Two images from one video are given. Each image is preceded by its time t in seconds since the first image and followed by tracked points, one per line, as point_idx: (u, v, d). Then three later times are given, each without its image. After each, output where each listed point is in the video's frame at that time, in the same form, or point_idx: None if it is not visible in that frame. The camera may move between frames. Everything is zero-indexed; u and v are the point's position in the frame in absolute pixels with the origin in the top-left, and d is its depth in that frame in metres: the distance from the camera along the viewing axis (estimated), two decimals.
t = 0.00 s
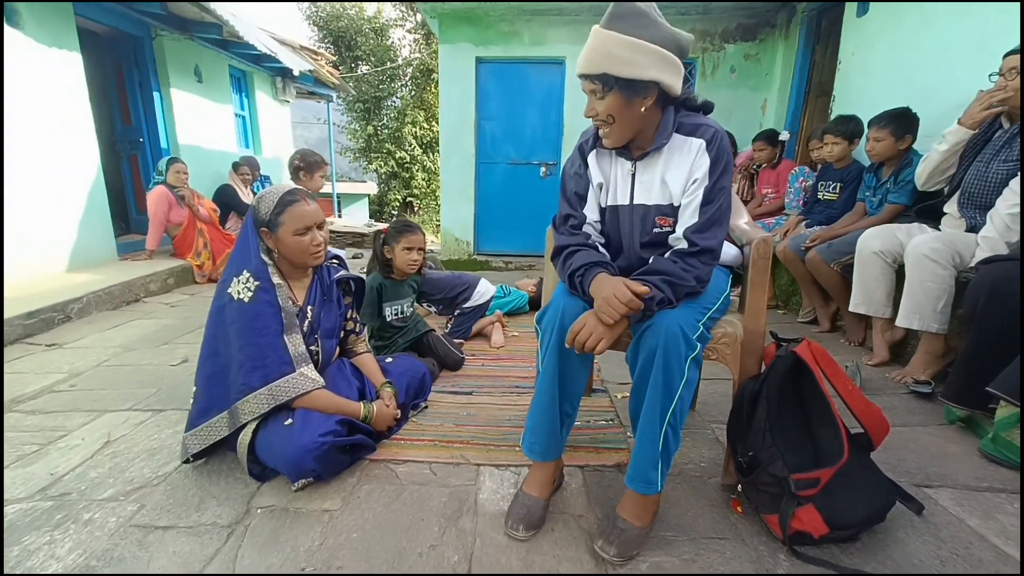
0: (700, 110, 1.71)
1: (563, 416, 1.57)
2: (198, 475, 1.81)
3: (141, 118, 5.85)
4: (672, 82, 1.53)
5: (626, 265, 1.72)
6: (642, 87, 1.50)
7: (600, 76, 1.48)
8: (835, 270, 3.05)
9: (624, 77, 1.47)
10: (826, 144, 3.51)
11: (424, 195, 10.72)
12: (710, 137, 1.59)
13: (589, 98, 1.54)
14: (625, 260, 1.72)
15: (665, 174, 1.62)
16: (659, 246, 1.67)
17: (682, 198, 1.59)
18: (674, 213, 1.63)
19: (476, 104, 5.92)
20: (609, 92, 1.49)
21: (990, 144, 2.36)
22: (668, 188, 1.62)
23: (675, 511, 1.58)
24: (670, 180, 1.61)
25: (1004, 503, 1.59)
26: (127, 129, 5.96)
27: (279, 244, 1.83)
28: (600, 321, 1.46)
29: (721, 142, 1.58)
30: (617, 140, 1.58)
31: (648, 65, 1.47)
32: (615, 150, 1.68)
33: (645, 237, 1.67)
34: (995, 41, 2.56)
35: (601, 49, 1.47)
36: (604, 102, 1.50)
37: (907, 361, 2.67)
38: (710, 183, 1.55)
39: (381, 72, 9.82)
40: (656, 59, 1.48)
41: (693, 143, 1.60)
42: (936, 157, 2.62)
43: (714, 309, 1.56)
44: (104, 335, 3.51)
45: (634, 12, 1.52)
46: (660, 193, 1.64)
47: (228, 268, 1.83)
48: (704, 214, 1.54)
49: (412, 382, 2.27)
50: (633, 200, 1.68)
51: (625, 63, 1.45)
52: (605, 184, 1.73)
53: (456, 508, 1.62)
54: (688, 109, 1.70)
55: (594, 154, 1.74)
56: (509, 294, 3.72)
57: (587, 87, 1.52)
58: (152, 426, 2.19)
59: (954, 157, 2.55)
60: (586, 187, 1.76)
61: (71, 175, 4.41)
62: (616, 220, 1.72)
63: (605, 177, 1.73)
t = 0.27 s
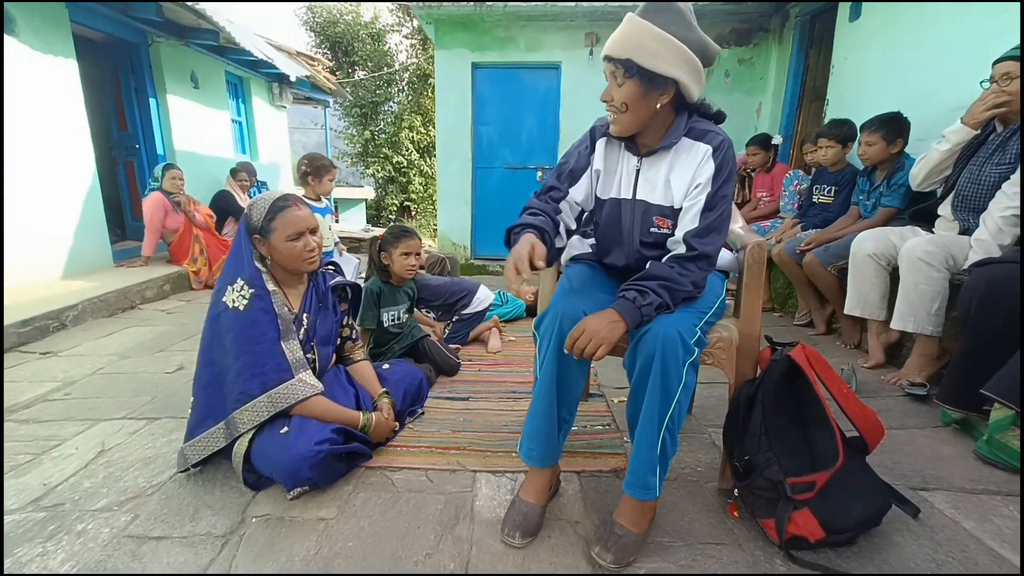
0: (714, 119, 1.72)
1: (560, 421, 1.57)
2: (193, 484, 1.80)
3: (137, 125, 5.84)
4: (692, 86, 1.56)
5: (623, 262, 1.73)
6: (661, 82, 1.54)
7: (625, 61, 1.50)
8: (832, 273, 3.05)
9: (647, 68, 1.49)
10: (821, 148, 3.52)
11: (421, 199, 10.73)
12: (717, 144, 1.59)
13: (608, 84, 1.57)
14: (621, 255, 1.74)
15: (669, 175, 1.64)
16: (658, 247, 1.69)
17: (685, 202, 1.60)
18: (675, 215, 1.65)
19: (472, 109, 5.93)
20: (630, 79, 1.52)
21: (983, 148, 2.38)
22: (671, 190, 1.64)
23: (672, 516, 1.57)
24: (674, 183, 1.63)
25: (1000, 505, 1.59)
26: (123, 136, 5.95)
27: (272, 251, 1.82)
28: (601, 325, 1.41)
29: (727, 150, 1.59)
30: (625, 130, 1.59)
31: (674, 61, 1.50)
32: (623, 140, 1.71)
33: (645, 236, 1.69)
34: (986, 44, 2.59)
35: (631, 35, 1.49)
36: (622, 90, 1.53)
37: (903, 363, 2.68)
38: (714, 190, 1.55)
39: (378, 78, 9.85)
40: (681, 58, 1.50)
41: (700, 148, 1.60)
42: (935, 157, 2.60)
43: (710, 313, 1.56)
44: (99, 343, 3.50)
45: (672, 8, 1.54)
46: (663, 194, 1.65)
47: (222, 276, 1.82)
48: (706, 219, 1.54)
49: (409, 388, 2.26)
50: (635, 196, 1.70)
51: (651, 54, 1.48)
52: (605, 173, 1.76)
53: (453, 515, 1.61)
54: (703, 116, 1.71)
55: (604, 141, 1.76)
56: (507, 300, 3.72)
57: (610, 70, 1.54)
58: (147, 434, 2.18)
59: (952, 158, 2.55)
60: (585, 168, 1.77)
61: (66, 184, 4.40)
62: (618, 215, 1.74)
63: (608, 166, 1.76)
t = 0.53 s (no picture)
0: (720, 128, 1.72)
1: (556, 429, 1.56)
2: (189, 495, 1.79)
3: (136, 133, 5.85)
4: (701, 83, 1.59)
5: (619, 261, 1.74)
6: (670, 82, 1.57)
7: (630, 65, 1.54)
8: (829, 279, 3.06)
9: (655, 69, 1.53)
10: (817, 154, 3.53)
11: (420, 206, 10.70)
12: (720, 154, 1.59)
13: (617, 90, 1.60)
14: (618, 253, 1.75)
15: (672, 179, 1.66)
16: (655, 249, 1.69)
17: (685, 208, 1.60)
18: (673, 219, 1.65)
19: (470, 116, 5.95)
20: (638, 82, 1.55)
21: (978, 155, 2.40)
22: (672, 194, 1.65)
23: (670, 525, 1.57)
24: (675, 188, 1.64)
25: (999, 512, 1.58)
26: (121, 143, 5.95)
27: (267, 260, 1.82)
28: (599, 332, 1.40)
29: (729, 160, 1.59)
30: (637, 132, 1.62)
31: (680, 60, 1.53)
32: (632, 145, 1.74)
33: (642, 238, 1.70)
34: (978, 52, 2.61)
35: (634, 40, 1.53)
36: (632, 93, 1.56)
37: (900, 369, 2.69)
38: (714, 198, 1.55)
39: (376, 85, 9.91)
40: (688, 56, 1.54)
41: (703, 156, 1.60)
42: (932, 164, 2.58)
43: (706, 321, 1.56)
44: (95, 351, 3.49)
45: (672, 11, 1.59)
46: (664, 197, 1.67)
47: (217, 286, 1.81)
48: (704, 226, 1.53)
49: (407, 396, 2.25)
50: (635, 196, 1.73)
51: (657, 55, 1.52)
52: (604, 170, 1.81)
53: (450, 524, 1.60)
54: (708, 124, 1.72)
55: (604, 142, 1.82)
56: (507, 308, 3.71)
57: (617, 77, 1.58)
58: (143, 444, 2.16)
59: (947, 166, 2.55)
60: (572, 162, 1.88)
61: (63, 192, 4.39)
62: (617, 212, 1.78)
63: (607, 163, 1.82)
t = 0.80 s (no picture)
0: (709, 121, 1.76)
1: (555, 429, 1.55)
2: (187, 495, 1.79)
3: (134, 132, 5.83)
4: (689, 79, 1.61)
5: (617, 253, 1.73)
6: (660, 81, 1.58)
7: (619, 70, 1.55)
8: (828, 279, 3.06)
9: (643, 71, 1.54)
10: (816, 154, 3.54)
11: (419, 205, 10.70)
12: (714, 148, 1.62)
13: (609, 94, 1.61)
14: (617, 244, 1.75)
15: (669, 174, 1.68)
16: (654, 243, 1.70)
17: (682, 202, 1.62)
18: (669, 212, 1.66)
19: (469, 116, 5.95)
20: (628, 85, 1.56)
21: (976, 155, 2.40)
22: (669, 189, 1.67)
23: (668, 524, 1.57)
24: (672, 183, 1.66)
25: (996, 511, 1.59)
26: (119, 143, 5.94)
27: (266, 259, 1.82)
28: (604, 323, 1.40)
29: (723, 155, 1.60)
30: (634, 133, 1.63)
31: (666, 59, 1.55)
32: (627, 145, 1.75)
33: (639, 231, 1.71)
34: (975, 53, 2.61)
35: (619, 46, 1.55)
36: (623, 96, 1.57)
37: (898, 368, 2.69)
38: (710, 191, 1.57)
39: (375, 84, 9.90)
40: (674, 54, 1.55)
41: (697, 152, 1.63)
42: (932, 165, 2.57)
43: (705, 319, 1.56)
44: (93, 350, 3.48)
45: (652, 13, 1.60)
46: (660, 192, 1.68)
47: (214, 287, 1.81)
48: (701, 218, 1.55)
49: (405, 396, 2.25)
50: (632, 192, 1.74)
51: (645, 57, 1.53)
52: (600, 169, 1.82)
53: (448, 524, 1.60)
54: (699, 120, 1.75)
55: (602, 143, 1.83)
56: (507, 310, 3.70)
57: (607, 84, 1.59)
58: (141, 443, 2.16)
59: (946, 168, 2.53)
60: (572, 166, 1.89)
61: (60, 192, 4.38)
62: (614, 209, 1.78)
63: (604, 163, 1.83)
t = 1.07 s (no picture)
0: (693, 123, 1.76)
1: (555, 432, 1.55)
2: (187, 498, 1.78)
3: (135, 134, 5.84)
4: (670, 80, 1.62)
5: (617, 250, 1.73)
6: (641, 77, 1.59)
7: (603, 64, 1.58)
8: (830, 280, 3.05)
9: (625, 65, 1.56)
10: (816, 155, 3.53)
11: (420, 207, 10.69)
12: (701, 145, 1.62)
13: (592, 90, 1.64)
14: (616, 242, 1.75)
15: (659, 172, 1.68)
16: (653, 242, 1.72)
17: (677, 201, 1.63)
18: (664, 211, 1.68)
19: (469, 118, 5.96)
20: (610, 78, 1.58)
21: (977, 157, 2.40)
22: (661, 188, 1.67)
23: (669, 528, 1.56)
24: (663, 180, 1.66)
25: (999, 515, 1.58)
26: (120, 144, 5.94)
27: (269, 261, 1.82)
28: (616, 306, 1.42)
29: (712, 150, 1.60)
30: (615, 128, 1.63)
31: (647, 56, 1.57)
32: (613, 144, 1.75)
33: (637, 230, 1.72)
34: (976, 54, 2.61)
35: (604, 41, 1.58)
36: (605, 90, 1.59)
37: (901, 370, 2.68)
38: (705, 187, 1.57)
39: (376, 85, 9.93)
40: (655, 53, 1.58)
41: (685, 149, 1.63)
42: (933, 167, 2.56)
43: (707, 321, 1.55)
44: (94, 352, 3.48)
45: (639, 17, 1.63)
46: (653, 190, 1.68)
47: (214, 290, 1.81)
48: (702, 216, 1.55)
49: (405, 399, 2.24)
50: (625, 192, 1.74)
51: (627, 52, 1.55)
52: (591, 173, 1.82)
53: (449, 527, 1.60)
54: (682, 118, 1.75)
55: (591, 149, 1.83)
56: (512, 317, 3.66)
57: (592, 78, 1.62)
58: (141, 446, 2.16)
59: (946, 169, 2.53)
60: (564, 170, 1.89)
61: (61, 194, 4.38)
62: (610, 210, 1.79)
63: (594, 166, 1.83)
